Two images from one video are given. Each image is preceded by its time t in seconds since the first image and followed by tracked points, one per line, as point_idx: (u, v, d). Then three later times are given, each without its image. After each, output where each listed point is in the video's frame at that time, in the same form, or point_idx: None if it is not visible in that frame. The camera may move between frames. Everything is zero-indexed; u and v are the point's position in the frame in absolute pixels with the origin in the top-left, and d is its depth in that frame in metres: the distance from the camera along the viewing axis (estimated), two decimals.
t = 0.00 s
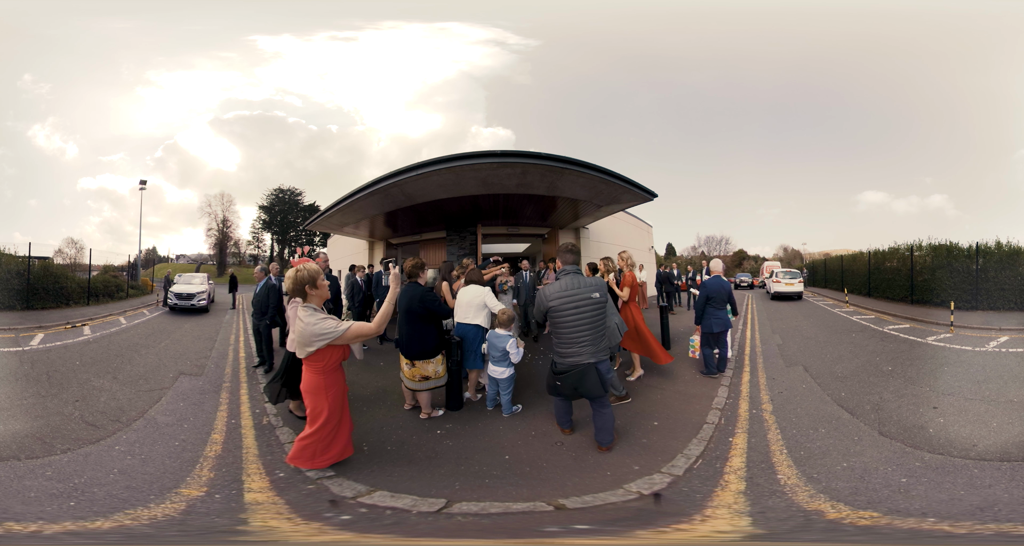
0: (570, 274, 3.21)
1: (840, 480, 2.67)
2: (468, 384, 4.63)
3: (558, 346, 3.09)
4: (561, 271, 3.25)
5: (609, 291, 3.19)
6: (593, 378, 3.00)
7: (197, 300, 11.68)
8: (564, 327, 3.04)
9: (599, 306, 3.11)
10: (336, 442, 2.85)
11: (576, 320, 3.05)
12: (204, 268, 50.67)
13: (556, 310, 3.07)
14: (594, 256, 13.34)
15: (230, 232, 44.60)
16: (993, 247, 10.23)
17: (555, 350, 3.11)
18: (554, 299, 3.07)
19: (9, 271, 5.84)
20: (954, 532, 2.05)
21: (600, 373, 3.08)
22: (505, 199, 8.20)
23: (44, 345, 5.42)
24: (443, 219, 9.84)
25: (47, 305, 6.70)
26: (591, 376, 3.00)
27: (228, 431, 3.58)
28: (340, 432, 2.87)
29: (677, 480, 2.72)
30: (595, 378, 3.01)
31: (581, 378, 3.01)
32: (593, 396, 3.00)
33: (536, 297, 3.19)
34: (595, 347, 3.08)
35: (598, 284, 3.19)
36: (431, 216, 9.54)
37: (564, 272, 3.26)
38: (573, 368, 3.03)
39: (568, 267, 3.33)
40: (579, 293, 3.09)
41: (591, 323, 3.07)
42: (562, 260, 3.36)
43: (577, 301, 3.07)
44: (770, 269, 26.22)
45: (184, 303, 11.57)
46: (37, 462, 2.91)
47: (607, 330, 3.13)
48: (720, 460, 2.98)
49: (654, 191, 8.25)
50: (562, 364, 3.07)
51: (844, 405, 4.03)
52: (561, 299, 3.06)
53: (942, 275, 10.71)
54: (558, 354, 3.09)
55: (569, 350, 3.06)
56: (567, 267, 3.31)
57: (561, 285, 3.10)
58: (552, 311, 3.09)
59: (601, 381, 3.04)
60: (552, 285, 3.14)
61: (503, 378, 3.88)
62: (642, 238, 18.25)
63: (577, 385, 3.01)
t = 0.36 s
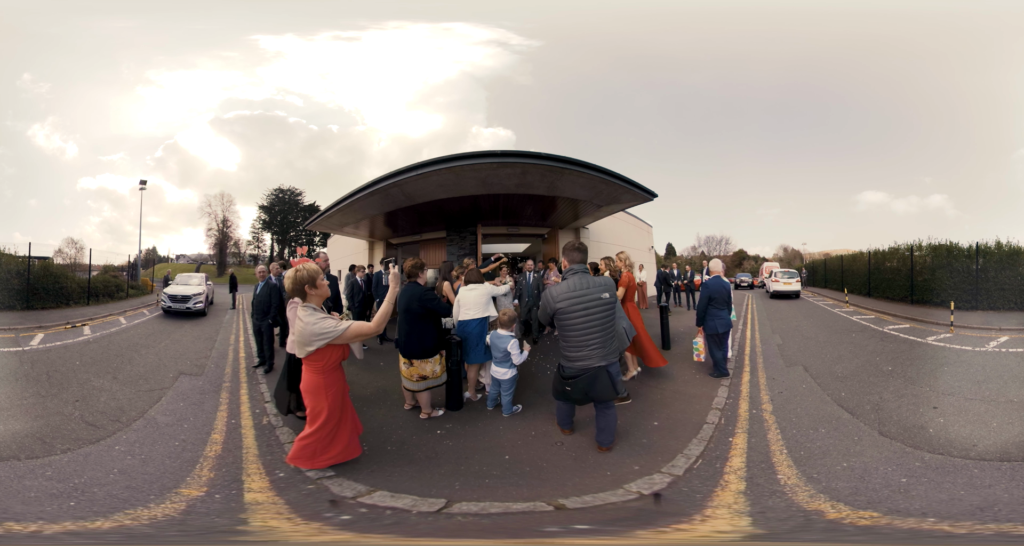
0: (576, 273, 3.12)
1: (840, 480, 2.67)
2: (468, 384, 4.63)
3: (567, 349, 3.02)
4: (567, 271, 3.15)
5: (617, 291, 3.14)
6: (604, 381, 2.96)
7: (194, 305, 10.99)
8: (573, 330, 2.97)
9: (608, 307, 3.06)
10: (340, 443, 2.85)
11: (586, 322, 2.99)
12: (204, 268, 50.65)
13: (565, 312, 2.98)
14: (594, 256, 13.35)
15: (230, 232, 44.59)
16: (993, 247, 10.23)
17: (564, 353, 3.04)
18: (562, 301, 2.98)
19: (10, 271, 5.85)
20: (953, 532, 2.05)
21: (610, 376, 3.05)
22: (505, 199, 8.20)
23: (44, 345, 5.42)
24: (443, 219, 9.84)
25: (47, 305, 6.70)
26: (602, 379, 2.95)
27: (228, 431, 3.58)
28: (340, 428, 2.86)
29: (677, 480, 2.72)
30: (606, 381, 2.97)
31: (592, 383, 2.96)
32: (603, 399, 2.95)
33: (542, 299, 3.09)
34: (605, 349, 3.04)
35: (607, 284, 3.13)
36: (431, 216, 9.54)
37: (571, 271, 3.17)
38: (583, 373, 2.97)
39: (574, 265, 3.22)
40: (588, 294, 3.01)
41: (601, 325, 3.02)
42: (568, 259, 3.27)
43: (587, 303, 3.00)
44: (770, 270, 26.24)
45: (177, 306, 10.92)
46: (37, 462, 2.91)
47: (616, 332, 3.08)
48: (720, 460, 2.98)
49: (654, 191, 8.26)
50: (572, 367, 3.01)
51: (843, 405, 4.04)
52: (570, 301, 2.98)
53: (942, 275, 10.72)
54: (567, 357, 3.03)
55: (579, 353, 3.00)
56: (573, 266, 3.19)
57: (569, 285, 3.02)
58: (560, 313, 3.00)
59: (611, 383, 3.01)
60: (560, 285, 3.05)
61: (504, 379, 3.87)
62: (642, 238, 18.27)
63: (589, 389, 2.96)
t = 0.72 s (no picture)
0: (585, 272, 3.01)
1: (840, 480, 2.67)
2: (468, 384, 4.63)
3: (575, 352, 2.93)
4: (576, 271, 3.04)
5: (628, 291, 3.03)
6: (615, 384, 2.88)
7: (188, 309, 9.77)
8: (583, 332, 2.87)
9: (618, 308, 2.97)
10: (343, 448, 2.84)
11: (596, 324, 2.89)
12: (204, 268, 50.64)
13: (573, 314, 2.88)
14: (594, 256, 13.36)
15: (230, 232, 44.59)
16: (993, 247, 10.22)
17: (573, 356, 2.94)
18: (571, 302, 2.88)
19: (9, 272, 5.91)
20: (953, 532, 2.05)
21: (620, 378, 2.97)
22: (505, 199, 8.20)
23: (44, 345, 5.42)
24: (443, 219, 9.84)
25: (47, 305, 6.70)
26: (613, 383, 2.87)
27: (228, 431, 3.58)
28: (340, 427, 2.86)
29: (677, 480, 2.72)
30: (617, 384, 2.89)
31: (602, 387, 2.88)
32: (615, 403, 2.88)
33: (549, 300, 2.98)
34: (615, 352, 2.95)
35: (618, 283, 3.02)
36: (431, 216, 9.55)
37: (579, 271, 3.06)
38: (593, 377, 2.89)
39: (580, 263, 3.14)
40: (597, 294, 2.91)
41: (611, 326, 2.92)
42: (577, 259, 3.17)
43: (596, 304, 2.90)
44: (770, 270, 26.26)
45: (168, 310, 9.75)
46: (37, 462, 2.91)
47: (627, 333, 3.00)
48: (720, 460, 2.98)
49: (654, 191, 8.26)
50: (581, 371, 2.92)
51: (844, 405, 4.03)
52: (579, 302, 2.87)
53: (942, 275, 10.72)
54: (576, 360, 2.93)
55: (588, 356, 2.91)
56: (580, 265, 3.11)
57: (577, 285, 2.90)
58: (568, 315, 2.90)
59: (622, 386, 2.93)
60: (567, 286, 2.94)
61: (503, 378, 3.87)
62: (642, 238, 18.29)
63: (599, 394, 2.89)
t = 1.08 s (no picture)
0: (587, 271, 2.96)
1: (840, 480, 2.67)
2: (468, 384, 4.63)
3: (577, 354, 2.86)
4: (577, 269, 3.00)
5: (631, 292, 2.99)
6: (619, 388, 2.83)
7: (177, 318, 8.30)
8: (585, 334, 2.81)
9: (621, 309, 2.91)
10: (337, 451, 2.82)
11: (599, 326, 2.83)
12: (204, 268, 50.61)
13: (575, 315, 2.82)
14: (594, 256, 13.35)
15: (230, 232, 44.58)
16: (993, 247, 10.21)
17: (575, 358, 2.87)
18: (572, 303, 2.82)
19: (9, 271, 5.91)
20: (953, 532, 2.05)
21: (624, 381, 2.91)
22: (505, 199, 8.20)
23: (44, 345, 5.42)
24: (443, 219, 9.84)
25: (47, 305, 6.70)
26: (616, 386, 2.81)
27: (228, 431, 3.58)
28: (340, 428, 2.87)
29: (677, 480, 2.72)
30: (621, 388, 2.84)
31: (606, 391, 2.81)
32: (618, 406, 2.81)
33: (550, 300, 2.92)
34: (618, 355, 2.89)
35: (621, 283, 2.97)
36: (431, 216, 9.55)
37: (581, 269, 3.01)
38: (596, 380, 2.82)
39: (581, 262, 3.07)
40: (600, 295, 2.85)
41: (613, 328, 2.86)
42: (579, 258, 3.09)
43: (599, 305, 2.85)
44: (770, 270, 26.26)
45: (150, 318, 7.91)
46: (37, 462, 2.91)
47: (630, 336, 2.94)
48: (720, 460, 2.98)
49: (654, 192, 8.25)
50: (583, 373, 2.85)
51: (844, 405, 4.03)
52: (581, 303, 2.81)
53: (942, 275, 10.71)
54: (578, 363, 2.86)
55: (590, 358, 2.85)
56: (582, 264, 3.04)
57: (579, 285, 2.86)
58: (570, 316, 2.84)
59: (625, 389, 2.87)
60: (569, 286, 2.88)
61: (502, 378, 3.88)
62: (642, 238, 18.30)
63: (602, 398, 2.81)
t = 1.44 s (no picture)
0: (584, 269, 2.87)
1: (840, 480, 2.67)
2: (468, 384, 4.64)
3: (570, 356, 2.80)
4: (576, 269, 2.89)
5: (632, 294, 2.84)
6: (616, 397, 2.76)
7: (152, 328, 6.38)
8: (579, 340, 2.74)
9: (619, 312, 2.79)
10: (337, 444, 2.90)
11: (593, 328, 2.74)
12: (204, 268, 50.63)
13: (568, 316, 2.75)
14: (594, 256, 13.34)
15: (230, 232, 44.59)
16: (993, 247, 10.19)
17: (569, 360, 2.82)
18: (565, 303, 2.74)
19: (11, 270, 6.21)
20: (953, 532, 2.05)
21: (622, 389, 2.83)
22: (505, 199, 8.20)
23: (44, 345, 5.42)
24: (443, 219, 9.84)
25: (47, 305, 6.71)
26: (612, 394, 2.74)
27: (228, 431, 3.58)
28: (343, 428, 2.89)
29: (677, 480, 2.73)
30: (617, 396, 2.77)
31: (601, 398, 2.74)
32: (614, 416, 2.74)
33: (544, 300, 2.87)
34: (615, 361, 2.79)
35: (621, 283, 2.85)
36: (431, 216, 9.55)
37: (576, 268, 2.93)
38: (590, 387, 2.76)
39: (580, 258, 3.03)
40: (595, 296, 2.74)
41: (609, 331, 2.76)
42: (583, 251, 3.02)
43: (594, 307, 2.74)
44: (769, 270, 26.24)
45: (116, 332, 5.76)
46: (37, 462, 2.91)
47: (629, 340, 2.82)
48: (720, 460, 2.98)
49: (654, 191, 8.25)
50: (577, 376, 2.79)
51: (843, 405, 4.04)
52: (574, 304, 2.73)
53: (942, 275, 10.71)
54: (571, 365, 2.81)
55: (585, 362, 2.78)
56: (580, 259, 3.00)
57: (573, 288, 2.75)
58: (563, 320, 2.77)
59: (622, 398, 2.80)
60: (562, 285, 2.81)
61: (502, 378, 3.88)
62: (642, 238, 18.32)
63: (596, 404, 2.74)
